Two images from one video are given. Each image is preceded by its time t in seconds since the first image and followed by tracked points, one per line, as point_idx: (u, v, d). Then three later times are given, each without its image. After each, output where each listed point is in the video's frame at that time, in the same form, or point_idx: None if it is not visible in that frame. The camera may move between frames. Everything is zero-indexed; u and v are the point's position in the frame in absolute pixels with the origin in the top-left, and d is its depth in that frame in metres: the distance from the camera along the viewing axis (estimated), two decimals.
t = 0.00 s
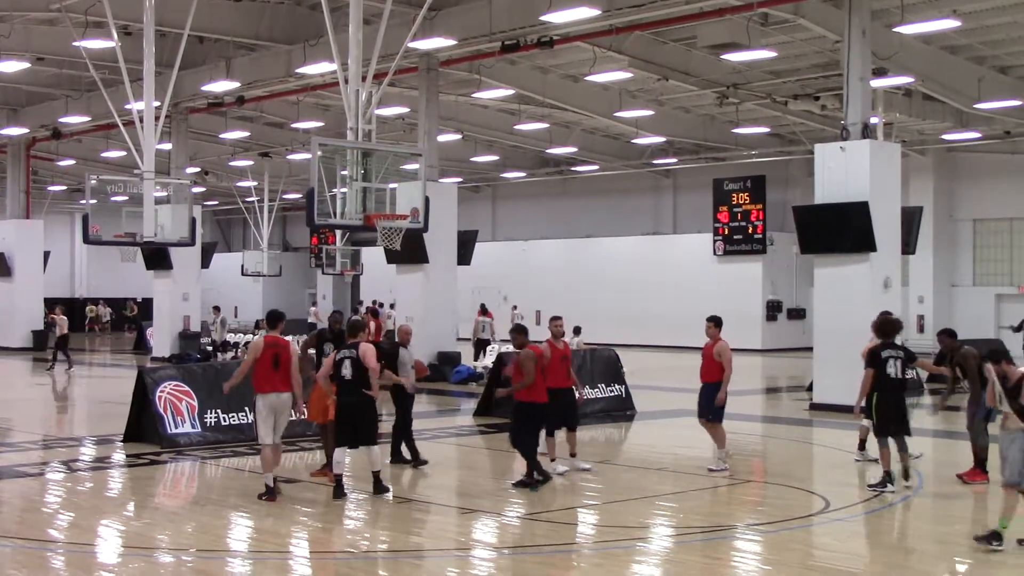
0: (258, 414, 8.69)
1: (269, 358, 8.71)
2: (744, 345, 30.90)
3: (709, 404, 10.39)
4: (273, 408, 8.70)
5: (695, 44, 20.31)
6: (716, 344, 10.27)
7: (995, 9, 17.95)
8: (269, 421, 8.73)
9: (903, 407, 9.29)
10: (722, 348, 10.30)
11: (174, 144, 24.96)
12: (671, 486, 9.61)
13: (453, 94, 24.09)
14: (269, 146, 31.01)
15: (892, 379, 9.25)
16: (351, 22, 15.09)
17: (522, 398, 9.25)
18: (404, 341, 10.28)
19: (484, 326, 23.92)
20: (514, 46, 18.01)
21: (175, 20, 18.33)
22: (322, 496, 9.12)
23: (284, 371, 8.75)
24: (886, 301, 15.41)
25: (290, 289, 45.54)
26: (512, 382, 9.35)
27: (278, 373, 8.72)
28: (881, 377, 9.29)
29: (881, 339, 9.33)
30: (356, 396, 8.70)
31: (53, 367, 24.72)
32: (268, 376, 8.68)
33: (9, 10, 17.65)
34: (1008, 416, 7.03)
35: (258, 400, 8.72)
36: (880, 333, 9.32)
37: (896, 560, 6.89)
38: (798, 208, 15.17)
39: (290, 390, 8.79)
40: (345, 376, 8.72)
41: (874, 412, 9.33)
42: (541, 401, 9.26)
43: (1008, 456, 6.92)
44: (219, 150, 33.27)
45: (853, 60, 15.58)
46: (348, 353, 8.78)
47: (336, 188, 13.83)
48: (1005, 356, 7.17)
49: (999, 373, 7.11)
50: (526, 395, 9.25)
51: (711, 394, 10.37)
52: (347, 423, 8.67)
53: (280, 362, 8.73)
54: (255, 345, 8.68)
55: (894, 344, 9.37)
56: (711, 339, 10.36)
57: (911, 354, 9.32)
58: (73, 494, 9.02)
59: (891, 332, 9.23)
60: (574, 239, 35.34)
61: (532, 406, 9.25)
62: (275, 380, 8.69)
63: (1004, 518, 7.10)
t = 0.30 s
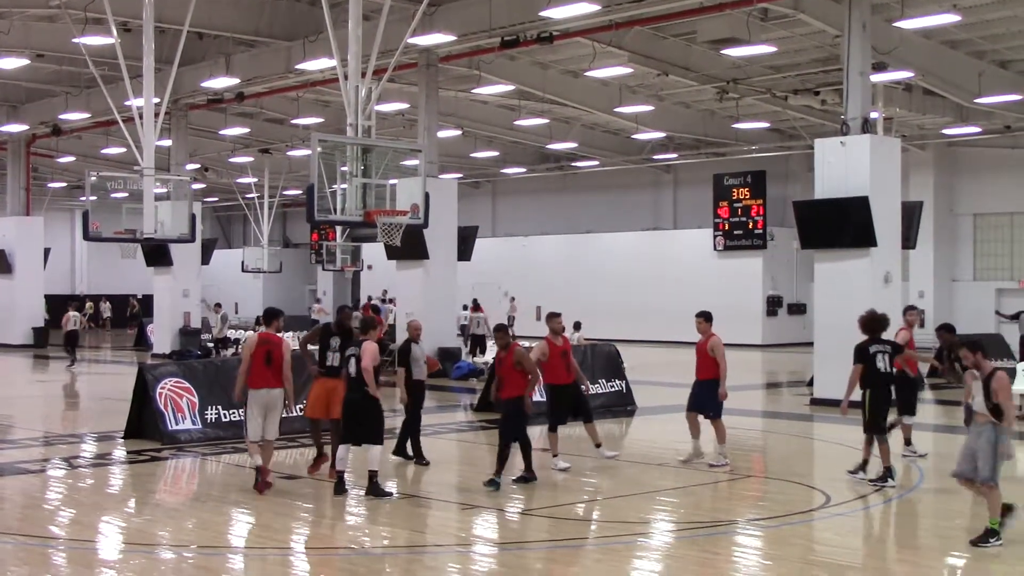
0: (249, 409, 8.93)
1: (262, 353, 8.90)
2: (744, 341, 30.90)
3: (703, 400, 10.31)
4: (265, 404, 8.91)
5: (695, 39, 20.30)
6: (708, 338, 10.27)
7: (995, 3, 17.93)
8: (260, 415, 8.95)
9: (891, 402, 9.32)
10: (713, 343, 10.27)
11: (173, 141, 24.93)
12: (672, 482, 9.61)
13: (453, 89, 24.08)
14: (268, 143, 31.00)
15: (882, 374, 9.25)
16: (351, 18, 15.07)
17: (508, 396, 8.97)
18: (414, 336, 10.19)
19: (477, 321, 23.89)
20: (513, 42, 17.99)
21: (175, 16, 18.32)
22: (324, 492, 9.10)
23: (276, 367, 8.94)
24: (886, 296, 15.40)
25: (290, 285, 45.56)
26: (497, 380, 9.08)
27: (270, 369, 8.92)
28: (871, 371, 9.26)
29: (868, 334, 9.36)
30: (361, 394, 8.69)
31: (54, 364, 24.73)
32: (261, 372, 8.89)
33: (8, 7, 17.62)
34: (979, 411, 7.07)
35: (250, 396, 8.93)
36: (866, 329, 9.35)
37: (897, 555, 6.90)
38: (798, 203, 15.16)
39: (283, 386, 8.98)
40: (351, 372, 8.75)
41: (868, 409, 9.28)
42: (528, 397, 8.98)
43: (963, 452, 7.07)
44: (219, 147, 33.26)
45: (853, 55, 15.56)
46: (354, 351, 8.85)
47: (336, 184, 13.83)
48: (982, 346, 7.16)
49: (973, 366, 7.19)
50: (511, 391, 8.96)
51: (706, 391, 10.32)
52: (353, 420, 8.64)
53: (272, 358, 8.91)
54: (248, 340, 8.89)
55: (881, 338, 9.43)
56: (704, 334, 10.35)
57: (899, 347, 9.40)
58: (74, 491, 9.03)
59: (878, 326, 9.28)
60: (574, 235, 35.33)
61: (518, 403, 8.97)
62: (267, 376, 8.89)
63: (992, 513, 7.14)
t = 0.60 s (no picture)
0: (247, 404, 9.02)
1: (255, 349, 8.97)
2: (745, 336, 30.89)
3: (695, 397, 10.32)
4: (260, 398, 8.97)
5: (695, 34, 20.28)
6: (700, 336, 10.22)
7: None
8: (258, 410, 9.02)
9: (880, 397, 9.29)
10: (700, 341, 10.23)
11: (174, 138, 24.93)
12: (673, 478, 9.62)
13: (453, 86, 24.07)
14: (268, 140, 31.00)
15: (870, 370, 9.24)
16: (351, 15, 15.06)
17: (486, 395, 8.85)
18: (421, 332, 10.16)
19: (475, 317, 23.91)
20: (513, 38, 17.99)
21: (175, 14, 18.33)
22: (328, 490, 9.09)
23: (270, 362, 8.98)
24: (886, 292, 15.39)
25: (291, 283, 45.58)
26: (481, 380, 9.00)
27: (264, 364, 8.97)
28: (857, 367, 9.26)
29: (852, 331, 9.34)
30: (378, 393, 8.74)
31: (54, 362, 24.75)
32: (254, 367, 8.97)
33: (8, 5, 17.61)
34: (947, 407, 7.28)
35: (247, 391, 9.02)
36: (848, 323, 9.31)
37: (898, 550, 6.91)
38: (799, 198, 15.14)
39: (277, 381, 9.02)
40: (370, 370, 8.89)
41: (857, 405, 9.20)
42: (506, 396, 8.80)
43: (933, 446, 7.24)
44: (219, 144, 33.28)
45: (853, 51, 15.54)
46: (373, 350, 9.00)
47: (336, 181, 13.82)
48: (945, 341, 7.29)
49: (934, 362, 7.33)
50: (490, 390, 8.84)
51: (700, 387, 10.32)
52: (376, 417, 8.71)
53: (265, 353, 8.96)
54: (242, 336, 8.99)
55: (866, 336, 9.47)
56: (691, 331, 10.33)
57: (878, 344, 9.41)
58: (76, 489, 9.03)
59: (861, 323, 9.24)
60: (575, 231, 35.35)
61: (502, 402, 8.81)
62: (260, 371, 8.96)
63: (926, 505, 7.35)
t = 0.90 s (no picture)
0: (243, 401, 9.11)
1: (247, 347, 9.03)
2: (746, 335, 30.89)
3: (685, 394, 10.35)
4: (254, 395, 9.03)
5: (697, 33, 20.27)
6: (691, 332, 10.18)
7: None
8: (253, 408, 9.08)
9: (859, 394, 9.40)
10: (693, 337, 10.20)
11: (175, 137, 24.96)
12: (675, 477, 9.61)
13: (455, 84, 24.08)
14: (270, 138, 31.03)
15: (854, 366, 9.30)
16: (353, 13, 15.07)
17: (474, 397, 8.74)
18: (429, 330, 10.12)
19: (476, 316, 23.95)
20: (515, 37, 17.98)
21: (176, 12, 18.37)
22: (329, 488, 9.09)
23: (259, 360, 9.01)
24: (888, 291, 15.38)
25: (293, 281, 45.62)
26: (468, 377, 8.84)
27: (254, 361, 9.01)
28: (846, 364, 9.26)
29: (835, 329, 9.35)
30: (398, 392, 8.84)
31: (56, 360, 24.80)
32: (246, 365, 9.03)
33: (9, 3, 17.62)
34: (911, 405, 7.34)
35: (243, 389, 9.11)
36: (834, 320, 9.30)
37: (900, 549, 6.91)
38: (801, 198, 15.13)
39: (269, 377, 9.05)
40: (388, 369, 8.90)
41: (837, 399, 9.35)
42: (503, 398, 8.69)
43: (905, 441, 7.16)
44: (221, 142, 33.33)
45: (855, 50, 15.53)
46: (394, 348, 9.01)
47: (338, 179, 13.81)
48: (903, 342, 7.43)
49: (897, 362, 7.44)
50: (480, 394, 8.73)
51: (695, 384, 10.33)
52: (392, 414, 8.81)
53: (255, 351, 8.99)
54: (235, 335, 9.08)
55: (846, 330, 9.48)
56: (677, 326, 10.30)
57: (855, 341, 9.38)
58: (77, 487, 9.04)
59: (846, 320, 9.29)
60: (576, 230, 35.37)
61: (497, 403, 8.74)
62: (251, 369, 9.01)
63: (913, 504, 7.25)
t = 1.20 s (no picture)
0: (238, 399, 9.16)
1: (242, 346, 9.07)
2: (748, 336, 30.86)
3: (685, 395, 10.30)
4: (246, 394, 9.05)
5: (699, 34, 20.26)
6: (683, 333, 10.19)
7: None
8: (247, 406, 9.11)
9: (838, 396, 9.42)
10: (690, 338, 10.22)
11: (178, 138, 24.96)
12: (676, 478, 9.61)
13: (457, 85, 24.06)
14: (272, 139, 31.02)
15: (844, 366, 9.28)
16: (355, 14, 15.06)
17: (467, 399, 8.60)
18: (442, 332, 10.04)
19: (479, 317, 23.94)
20: (517, 38, 17.96)
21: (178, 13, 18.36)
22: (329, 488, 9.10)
23: (250, 359, 9.02)
24: (890, 292, 15.36)
25: (295, 282, 45.62)
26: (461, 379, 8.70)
27: (247, 360, 9.04)
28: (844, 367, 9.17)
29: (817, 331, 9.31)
30: (420, 387, 9.01)
31: (58, 361, 24.80)
32: (241, 364, 9.08)
33: (11, 4, 17.61)
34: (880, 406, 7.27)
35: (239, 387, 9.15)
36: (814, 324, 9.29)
37: (902, 550, 6.90)
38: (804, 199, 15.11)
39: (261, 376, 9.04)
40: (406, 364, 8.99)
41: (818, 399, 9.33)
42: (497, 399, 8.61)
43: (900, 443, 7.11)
44: (223, 144, 33.33)
45: (858, 51, 15.52)
46: (411, 345, 8.98)
47: (340, 180, 13.80)
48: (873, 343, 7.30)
49: (865, 363, 7.32)
50: (474, 396, 8.58)
51: (696, 385, 10.30)
52: (417, 410, 9.02)
53: (249, 349, 9.02)
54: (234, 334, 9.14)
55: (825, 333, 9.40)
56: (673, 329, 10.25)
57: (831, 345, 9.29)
58: (80, 488, 9.04)
59: (827, 323, 9.23)
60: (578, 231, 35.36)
61: (491, 404, 8.62)
62: (245, 367, 9.06)
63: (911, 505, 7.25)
